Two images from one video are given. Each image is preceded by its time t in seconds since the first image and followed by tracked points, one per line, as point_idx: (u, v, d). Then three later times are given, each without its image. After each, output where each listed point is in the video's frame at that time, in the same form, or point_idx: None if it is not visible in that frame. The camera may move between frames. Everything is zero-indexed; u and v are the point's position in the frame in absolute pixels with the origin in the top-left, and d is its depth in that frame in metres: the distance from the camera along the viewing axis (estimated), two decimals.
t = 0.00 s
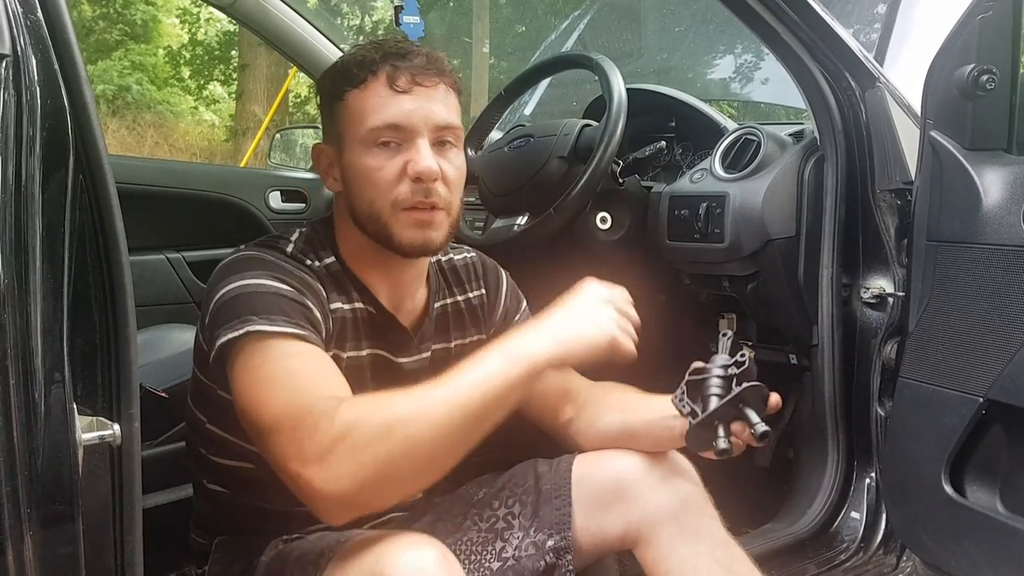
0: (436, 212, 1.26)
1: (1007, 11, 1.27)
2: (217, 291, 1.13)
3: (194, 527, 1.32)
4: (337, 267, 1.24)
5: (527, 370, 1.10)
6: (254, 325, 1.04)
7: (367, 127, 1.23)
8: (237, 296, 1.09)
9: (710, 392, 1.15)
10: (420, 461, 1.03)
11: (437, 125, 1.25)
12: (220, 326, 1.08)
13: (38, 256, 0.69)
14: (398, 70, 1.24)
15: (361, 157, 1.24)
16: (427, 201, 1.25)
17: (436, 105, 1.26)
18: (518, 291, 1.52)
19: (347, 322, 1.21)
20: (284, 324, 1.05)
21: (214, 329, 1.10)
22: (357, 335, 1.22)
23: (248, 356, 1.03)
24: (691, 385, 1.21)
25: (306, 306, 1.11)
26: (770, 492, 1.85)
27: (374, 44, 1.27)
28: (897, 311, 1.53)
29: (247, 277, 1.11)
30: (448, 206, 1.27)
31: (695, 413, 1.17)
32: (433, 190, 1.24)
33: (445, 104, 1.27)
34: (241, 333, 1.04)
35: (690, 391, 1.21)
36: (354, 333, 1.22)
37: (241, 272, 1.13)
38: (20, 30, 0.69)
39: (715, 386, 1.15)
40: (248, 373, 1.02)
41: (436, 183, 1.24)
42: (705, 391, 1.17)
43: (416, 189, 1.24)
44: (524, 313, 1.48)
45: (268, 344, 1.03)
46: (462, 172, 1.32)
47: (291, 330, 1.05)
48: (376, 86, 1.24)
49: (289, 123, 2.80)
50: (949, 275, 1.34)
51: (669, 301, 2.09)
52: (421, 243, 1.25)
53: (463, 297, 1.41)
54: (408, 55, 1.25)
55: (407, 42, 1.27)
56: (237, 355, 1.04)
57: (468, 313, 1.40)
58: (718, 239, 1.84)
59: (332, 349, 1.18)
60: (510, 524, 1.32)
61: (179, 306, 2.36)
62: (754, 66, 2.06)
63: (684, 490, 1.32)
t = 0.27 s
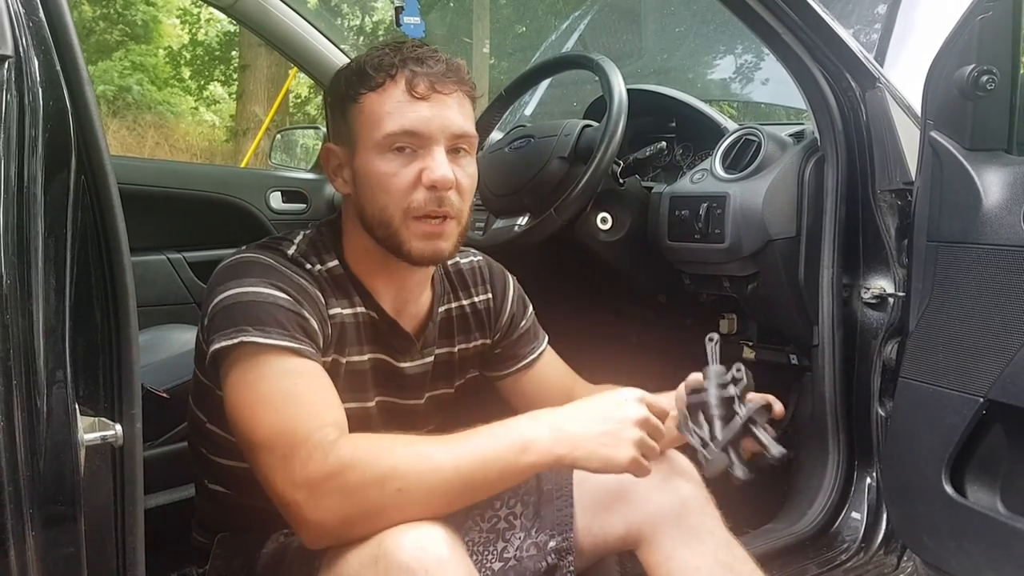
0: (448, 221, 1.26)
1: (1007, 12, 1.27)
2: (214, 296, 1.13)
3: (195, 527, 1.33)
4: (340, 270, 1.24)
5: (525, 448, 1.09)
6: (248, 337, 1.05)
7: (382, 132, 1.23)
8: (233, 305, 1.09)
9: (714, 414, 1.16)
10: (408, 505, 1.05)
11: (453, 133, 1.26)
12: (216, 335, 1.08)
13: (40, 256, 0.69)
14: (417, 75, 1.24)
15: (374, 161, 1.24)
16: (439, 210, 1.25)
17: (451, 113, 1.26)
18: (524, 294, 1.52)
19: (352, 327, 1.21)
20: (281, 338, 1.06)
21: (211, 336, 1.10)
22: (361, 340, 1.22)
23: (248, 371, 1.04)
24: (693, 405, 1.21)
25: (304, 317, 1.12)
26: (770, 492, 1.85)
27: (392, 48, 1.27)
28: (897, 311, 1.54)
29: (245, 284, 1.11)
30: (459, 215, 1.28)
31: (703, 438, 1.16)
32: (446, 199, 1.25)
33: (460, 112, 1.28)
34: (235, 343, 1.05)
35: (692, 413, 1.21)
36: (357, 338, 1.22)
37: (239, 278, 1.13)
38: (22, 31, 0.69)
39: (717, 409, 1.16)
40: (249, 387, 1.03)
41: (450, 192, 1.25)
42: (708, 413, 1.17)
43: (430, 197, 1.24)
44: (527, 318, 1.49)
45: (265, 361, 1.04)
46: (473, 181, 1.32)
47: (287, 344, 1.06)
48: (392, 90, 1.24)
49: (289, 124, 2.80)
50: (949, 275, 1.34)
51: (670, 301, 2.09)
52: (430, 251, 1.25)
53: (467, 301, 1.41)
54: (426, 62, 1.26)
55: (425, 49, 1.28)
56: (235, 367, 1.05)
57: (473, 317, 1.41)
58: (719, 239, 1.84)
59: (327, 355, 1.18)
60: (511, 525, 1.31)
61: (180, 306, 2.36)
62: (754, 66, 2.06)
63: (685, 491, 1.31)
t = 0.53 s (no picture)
0: (442, 225, 1.26)
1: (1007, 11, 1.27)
2: (216, 298, 1.13)
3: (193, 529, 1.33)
4: (337, 272, 1.24)
5: (504, 380, 1.15)
6: (259, 337, 1.05)
7: (375, 136, 1.23)
8: (239, 305, 1.09)
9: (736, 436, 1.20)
10: (431, 468, 1.07)
11: (446, 137, 1.26)
12: (221, 335, 1.08)
13: (41, 256, 0.69)
14: (410, 79, 1.24)
15: (368, 165, 1.24)
16: (433, 214, 1.25)
17: (444, 116, 1.26)
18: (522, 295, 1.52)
19: (351, 326, 1.22)
20: (287, 335, 1.06)
21: (214, 338, 1.10)
22: (358, 340, 1.23)
23: (250, 370, 1.04)
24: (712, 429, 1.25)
25: (310, 316, 1.12)
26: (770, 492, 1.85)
27: (385, 51, 1.27)
28: (897, 311, 1.55)
29: (249, 285, 1.11)
30: (453, 219, 1.28)
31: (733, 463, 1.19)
32: (440, 203, 1.25)
33: (453, 116, 1.28)
34: (246, 344, 1.05)
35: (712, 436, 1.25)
36: (355, 338, 1.22)
37: (241, 279, 1.13)
38: (23, 32, 0.69)
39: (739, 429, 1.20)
40: (252, 386, 1.03)
41: (444, 197, 1.25)
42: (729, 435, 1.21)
43: (423, 201, 1.24)
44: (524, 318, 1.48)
45: (272, 358, 1.04)
46: (468, 184, 1.32)
47: (295, 341, 1.06)
48: (385, 94, 1.24)
49: (289, 124, 2.78)
50: (949, 275, 1.34)
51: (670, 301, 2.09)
52: (424, 254, 1.26)
53: (463, 300, 1.41)
54: (419, 66, 1.25)
55: (420, 52, 1.27)
56: (239, 367, 1.05)
57: (468, 316, 1.41)
58: (719, 239, 1.85)
59: (332, 354, 1.19)
60: (511, 525, 1.33)
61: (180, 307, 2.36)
62: (754, 66, 2.07)
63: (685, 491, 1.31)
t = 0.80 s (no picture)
0: (442, 222, 1.26)
1: (1007, 12, 1.27)
2: (210, 314, 1.13)
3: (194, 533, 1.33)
4: (336, 277, 1.23)
5: (530, 514, 1.08)
6: (247, 363, 1.05)
7: (377, 133, 1.24)
8: (232, 325, 1.09)
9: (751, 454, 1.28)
10: (408, 543, 1.05)
11: (446, 135, 1.26)
12: (215, 354, 1.08)
13: (41, 258, 0.69)
14: (411, 77, 1.24)
15: (369, 162, 1.24)
16: (433, 211, 1.25)
17: (444, 114, 1.26)
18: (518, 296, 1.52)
19: (343, 338, 1.21)
20: (278, 362, 1.06)
21: (207, 353, 1.10)
22: (353, 347, 1.22)
23: (247, 394, 1.05)
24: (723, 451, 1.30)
25: (303, 338, 1.11)
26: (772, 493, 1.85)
27: (387, 51, 1.27)
28: (898, 313, 1.54)
29: (242, 304, 1.11)
30: (453, 216, 1.28)
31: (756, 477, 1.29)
32: (440, 200, 1.25)
33: (454, 115, 1.28)
34: (234, 369, 1.05)
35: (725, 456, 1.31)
36: (350, 346, 1.22)
37: (237, 296, 1.12)
38: (23, 34, 0.69)
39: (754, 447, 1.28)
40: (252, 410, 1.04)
41: (444, 194, 1.25)
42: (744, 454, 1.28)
43: (424, 198, 1.24)
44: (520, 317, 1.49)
45: (264, 387, 1.04)
46: (468, 182, 1.32)
47: (285, 368, 1.06)
48: (387, 92, 1.24)
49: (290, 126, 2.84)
50: (950, 276, 1.34)
51: (671, 302, 2.09)
52: (424, 251, 1.26)
53: (460, 301, 1.41)
54: (421, 65, 1.26)
55: (422, 51, 1.28)
56: (233, 389, 1.06)
57: (465, 317, 1.41)
58: (720, 241, 1.85)
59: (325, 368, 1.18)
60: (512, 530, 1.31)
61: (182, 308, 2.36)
62: (755, 66, 2.07)
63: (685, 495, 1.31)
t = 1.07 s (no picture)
0: (441, 215, 1.26)
1: (1007, 12, 1.27)
2: (211, 311, 1.13)
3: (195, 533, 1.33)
4: (337, 275, 1.24)
5: (513, 511, 1.04)
6: (245, 359, 1.05)
7: (374, 130, 1.24)
8: (232, 323, 1.09)
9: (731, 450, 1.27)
10: (402, 544, 1.03)
11: (443, 129, 1.26)
12: (214, 351, 1.08)
13: (42, 260, 0.69)
14: (406, 73, 1.24)
15: (368, 159, 1.24)
16: (433, 205, 1.25)
17: (441, 110, 1.26)
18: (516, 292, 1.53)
19: (343, 334, 1.21)
20: (278, 359, 1.06)
21: (207, 352, 1.11)
22: (353, 343, 1.22)
23: (243, 394, 1.05)
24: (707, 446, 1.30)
25: (305, 337, 1.12)
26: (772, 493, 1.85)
27: (381, 48, 1.28)
28: (897, 312, 1.54)
29: (244, 301, 1.11)
30: (452, 210, 1.28)
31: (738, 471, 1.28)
32: (439, 194, 1.25)
33: (450, 110, 1.28)
34: (234, 365, 1.05)
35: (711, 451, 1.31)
36: (350, 342, 1.22)
37: (237, 294, 1.12)
38: (24, 35, 0.70)
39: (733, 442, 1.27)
40: (246, 410, 1.04)
41: (442, 187, 1.25)
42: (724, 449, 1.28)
43: (422, 192, 1.24)
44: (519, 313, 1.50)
45: (260, 386, 1.04)
46: (466, 175, 1.32)
47: (285, 366, 1.06)
48: (383, 90, 1.24)
49: (290, 126, 2.84)
50: (950, 276, 1.34)
51: (671, 302, 2.09)
52: (425, 246, 1.25)
53: (460, 298, 1.41)
54: (415, 61, 1.26)
55: (416, 48, 1.28)
56: (230, 388, 1.06)
57: (466, 313, 1.41)
58: (720, 240, 1.85)
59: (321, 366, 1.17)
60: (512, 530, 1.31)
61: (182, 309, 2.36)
62: (754, 66, 2.07)
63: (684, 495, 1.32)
